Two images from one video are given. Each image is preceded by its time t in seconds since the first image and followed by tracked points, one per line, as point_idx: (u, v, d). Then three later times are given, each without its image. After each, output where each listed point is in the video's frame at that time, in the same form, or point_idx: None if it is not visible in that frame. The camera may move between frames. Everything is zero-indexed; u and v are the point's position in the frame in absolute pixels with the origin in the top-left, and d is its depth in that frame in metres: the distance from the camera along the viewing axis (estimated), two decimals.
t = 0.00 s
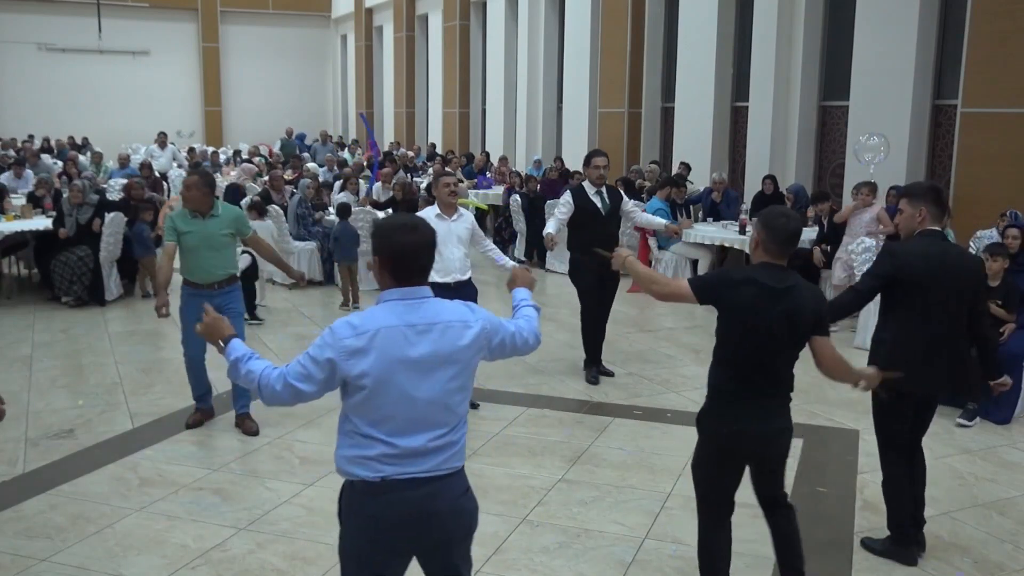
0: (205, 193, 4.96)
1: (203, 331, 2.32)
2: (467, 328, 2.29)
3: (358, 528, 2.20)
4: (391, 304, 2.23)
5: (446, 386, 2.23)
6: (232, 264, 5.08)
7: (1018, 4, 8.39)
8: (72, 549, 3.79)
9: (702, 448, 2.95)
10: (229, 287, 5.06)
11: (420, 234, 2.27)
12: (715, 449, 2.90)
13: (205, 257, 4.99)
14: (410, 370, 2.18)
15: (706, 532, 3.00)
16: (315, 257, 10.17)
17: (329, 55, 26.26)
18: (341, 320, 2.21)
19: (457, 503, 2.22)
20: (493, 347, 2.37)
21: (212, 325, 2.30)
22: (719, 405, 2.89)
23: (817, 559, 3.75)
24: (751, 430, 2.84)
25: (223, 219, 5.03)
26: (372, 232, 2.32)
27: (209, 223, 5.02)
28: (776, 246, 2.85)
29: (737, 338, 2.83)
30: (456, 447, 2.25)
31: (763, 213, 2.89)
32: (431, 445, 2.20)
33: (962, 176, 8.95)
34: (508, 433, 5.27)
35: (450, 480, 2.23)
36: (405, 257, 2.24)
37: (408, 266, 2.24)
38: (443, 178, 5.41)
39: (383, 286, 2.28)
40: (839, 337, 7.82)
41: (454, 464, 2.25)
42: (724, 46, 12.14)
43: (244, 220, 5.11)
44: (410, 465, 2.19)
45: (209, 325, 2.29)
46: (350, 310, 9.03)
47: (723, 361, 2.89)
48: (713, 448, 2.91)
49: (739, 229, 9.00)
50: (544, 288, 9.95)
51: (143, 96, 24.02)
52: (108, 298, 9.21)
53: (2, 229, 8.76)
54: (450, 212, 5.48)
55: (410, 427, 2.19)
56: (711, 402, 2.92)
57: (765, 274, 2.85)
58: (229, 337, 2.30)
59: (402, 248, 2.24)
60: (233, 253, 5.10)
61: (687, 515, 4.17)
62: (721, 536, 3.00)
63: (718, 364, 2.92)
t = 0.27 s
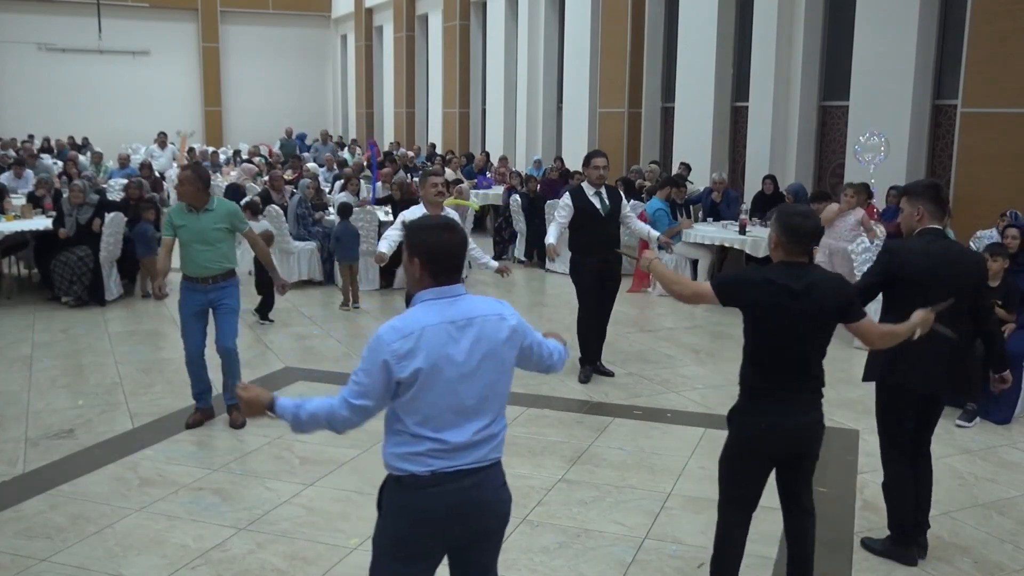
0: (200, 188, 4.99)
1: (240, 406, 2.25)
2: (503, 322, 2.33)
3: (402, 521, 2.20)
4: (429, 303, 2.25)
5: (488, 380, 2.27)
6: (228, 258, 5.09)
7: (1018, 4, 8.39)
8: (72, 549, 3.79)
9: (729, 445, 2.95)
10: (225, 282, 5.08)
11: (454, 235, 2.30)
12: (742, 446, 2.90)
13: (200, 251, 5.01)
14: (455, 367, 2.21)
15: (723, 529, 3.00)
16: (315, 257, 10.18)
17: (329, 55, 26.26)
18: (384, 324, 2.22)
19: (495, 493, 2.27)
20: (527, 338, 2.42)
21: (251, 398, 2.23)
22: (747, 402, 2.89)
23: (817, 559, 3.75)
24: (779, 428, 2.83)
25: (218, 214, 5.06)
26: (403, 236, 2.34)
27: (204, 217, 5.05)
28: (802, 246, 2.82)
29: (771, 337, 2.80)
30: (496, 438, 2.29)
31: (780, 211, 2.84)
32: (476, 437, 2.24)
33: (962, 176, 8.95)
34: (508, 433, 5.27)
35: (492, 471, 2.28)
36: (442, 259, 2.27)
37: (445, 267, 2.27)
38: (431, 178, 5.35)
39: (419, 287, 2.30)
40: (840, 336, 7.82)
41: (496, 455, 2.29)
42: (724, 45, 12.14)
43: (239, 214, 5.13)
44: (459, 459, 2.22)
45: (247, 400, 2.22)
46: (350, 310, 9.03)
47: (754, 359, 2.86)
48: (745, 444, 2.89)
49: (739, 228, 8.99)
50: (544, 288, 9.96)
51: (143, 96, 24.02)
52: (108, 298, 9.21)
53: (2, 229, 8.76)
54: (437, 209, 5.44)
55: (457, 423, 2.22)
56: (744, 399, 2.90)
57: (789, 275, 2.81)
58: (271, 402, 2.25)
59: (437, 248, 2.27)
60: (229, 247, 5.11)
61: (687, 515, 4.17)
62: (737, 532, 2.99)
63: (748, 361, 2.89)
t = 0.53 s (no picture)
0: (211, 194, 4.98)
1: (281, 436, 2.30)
2: (524, 321, 2.37)
3: (425, 517, 2.23)
4: (456, 301, 2.28)
5: (512, 377, 2.31)
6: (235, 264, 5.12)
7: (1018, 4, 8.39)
8: (73, 549, 3.79)
9: (754, 452, 2.92)
10: (234, 286, 5.11)
11: (481, 236, 2.34)
12: (774, 453, 2.88)
13: (206, 255, 5.07)
14: (484, 364, 2.24)
15: (751, 531, 3.00)
16: (315, 257, 10.19)
17: (329, 55, 26.26)
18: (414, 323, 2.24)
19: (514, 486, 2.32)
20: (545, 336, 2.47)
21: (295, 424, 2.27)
22: (777, 408, 2.86)
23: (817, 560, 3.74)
24: (814, 431, 2.83)
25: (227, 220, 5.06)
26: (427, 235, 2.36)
27: (213, 221, 5.07)
28: (818, 253, 2.83)
29: (791, 342, 2.80)
30: (516, 434, 2.34)
31: (792, 219, 2.85)
32: (502, 433, 2.28)
33: (962, 176, 8.94)
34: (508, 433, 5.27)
35: (511, 467, 2.32)
36: (470, 258, 2.30)
37: (474, 266, 2.30)
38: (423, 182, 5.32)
39: (444, 286, 2.32)
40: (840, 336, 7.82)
41: (516, 450, 2.34)
42: (724, 45, 12.14)
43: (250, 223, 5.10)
44: (486, 454, 2.26)
45: (291, 428, 2.27)
46: (350, 310, 9.03)
47: (774, 363, 2.86)
48: (764, 448, 2.89)
49: (739, 228, 8.99)
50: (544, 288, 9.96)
51: (143, 96, 24.01)
52: (108, 298, 9.21)
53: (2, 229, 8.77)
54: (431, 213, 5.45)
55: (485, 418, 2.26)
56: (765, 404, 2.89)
57: (807, 280, 2.82)
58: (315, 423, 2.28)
59: (466, 247, 2.30)
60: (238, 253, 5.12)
61: (687, 515, 4.17)
62: (761, 534, 2.99)
63: (767, 364, 2.89)
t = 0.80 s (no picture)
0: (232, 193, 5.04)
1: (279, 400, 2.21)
2: (528, 315, 2.38)
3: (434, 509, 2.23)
4: (463, 294, 2.28)
5: (515, 369, 2.32)
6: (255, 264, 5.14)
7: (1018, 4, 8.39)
8: (73, 549, 3.79)
9: (765, 451, 2.93)
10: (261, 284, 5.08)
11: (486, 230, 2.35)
12: (780, 450, 2.88)
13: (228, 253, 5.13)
14: (489, 358, 2.25)
15: (764, 532, 2.99)
16: (315, 257, 10.18)
17: (329, 55, 26.26)
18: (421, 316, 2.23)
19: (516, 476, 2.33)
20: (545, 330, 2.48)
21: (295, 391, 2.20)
22: (782, 405, 2.87)
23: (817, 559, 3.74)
24: (820, 428, 2.84)
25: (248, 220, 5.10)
26: (432, 229, 2.36)
27: (237, 221, 5.14)
28: (820, 252, 2.83)
29: (799, 340, 2.80)
30: (517, 427, 2.35)
31: (791, 223, 2.83)
32: (504, 426, 2.29)
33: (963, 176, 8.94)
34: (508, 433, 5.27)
35: (511, 459, 2.33)
36: (476, 251, 2.31)
37: (480, 260, 2.31)
38: (422, 179, 5.35)
39: (449, 280, 2.32)
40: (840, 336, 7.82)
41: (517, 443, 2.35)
42: (724, 45, 12.14)
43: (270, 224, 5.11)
44: (489, 448, 2.27)
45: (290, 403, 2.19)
46: (350, 310, 9.02)
47: (783, 364, 2.86)
48: (776, 446, 2.89)
49: (739, 228, 8.99)
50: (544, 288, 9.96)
51: (143, 96, 24.01)
52: (108, 298, 9.21)
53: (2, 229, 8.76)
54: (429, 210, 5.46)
55: (489, 412, 2.26)
56: (774, 404, 2.89)
57: (811, 280, 2.82)
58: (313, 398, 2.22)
59: (471, 240, 2.30)
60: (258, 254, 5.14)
61: (687, 515, 4.17)
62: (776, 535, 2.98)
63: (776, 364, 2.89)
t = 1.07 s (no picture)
0: (250, 189, 5.04)
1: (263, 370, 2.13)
2: (524, 323, 2.39)
3: (426, 515, 2.22)
4: (462, 300, 2.29)
5: (510, 378, 2.33)
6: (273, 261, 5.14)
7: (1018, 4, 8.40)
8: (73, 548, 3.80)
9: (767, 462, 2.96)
10: (278, 282, 5.12)
11: (483, 237, 2.39)
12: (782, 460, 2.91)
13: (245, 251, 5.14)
14: (485, 365, 2.25)
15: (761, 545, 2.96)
16: (315, 257, 10.19)
17: (328, 55, 26.25)
18: (419, 321, 2.23)
19: (509, 489, 2.35)
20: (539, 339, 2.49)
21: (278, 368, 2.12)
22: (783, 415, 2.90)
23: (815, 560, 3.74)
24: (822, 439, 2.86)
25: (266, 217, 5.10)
26: (430, 237, 2.39)
27: (255, 219, 5.13)
28: (814, 258, 2.85)
29: (804, 348, 2.79)
30: (510, 436, 2.36)
31: (787, 231, 2.86)
32: (498, 434, 2.30)
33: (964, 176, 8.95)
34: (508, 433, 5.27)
35: (504, 467, 2.34)
36: (472, 258, 2.34)
37: (477, 267, 2.34)
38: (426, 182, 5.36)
39: (446, 286, 2.33)
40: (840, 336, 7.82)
41: (509, 453, 2.36)
42: (724, 45, 12.14)
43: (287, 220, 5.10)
44: (483, 456, 2.28)
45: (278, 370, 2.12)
46: (350, 310, 9.02)
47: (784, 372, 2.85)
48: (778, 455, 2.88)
49: (739, 228, 8.99)
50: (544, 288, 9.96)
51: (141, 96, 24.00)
52: (108, 298, 9.21)
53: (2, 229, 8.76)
54: (429, 212, 5.47)
55: (483, 420, 2.27)
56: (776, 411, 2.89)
57: (814, 287, 2.82)
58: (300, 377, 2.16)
59: (468, 247, 2.34)
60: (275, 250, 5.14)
61: (687, 514, 4.17)
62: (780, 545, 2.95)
63: (777, 372, 2.89)
